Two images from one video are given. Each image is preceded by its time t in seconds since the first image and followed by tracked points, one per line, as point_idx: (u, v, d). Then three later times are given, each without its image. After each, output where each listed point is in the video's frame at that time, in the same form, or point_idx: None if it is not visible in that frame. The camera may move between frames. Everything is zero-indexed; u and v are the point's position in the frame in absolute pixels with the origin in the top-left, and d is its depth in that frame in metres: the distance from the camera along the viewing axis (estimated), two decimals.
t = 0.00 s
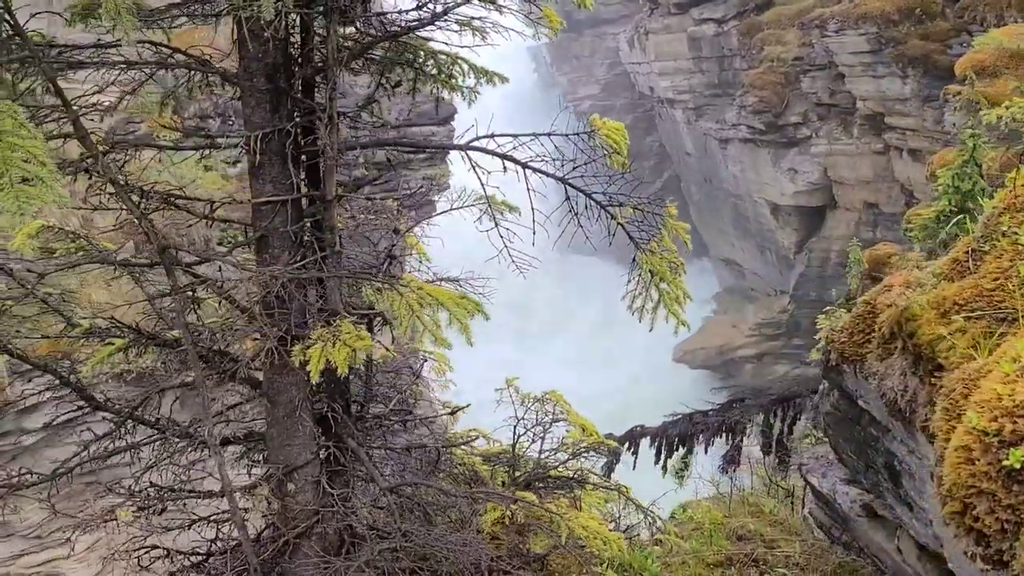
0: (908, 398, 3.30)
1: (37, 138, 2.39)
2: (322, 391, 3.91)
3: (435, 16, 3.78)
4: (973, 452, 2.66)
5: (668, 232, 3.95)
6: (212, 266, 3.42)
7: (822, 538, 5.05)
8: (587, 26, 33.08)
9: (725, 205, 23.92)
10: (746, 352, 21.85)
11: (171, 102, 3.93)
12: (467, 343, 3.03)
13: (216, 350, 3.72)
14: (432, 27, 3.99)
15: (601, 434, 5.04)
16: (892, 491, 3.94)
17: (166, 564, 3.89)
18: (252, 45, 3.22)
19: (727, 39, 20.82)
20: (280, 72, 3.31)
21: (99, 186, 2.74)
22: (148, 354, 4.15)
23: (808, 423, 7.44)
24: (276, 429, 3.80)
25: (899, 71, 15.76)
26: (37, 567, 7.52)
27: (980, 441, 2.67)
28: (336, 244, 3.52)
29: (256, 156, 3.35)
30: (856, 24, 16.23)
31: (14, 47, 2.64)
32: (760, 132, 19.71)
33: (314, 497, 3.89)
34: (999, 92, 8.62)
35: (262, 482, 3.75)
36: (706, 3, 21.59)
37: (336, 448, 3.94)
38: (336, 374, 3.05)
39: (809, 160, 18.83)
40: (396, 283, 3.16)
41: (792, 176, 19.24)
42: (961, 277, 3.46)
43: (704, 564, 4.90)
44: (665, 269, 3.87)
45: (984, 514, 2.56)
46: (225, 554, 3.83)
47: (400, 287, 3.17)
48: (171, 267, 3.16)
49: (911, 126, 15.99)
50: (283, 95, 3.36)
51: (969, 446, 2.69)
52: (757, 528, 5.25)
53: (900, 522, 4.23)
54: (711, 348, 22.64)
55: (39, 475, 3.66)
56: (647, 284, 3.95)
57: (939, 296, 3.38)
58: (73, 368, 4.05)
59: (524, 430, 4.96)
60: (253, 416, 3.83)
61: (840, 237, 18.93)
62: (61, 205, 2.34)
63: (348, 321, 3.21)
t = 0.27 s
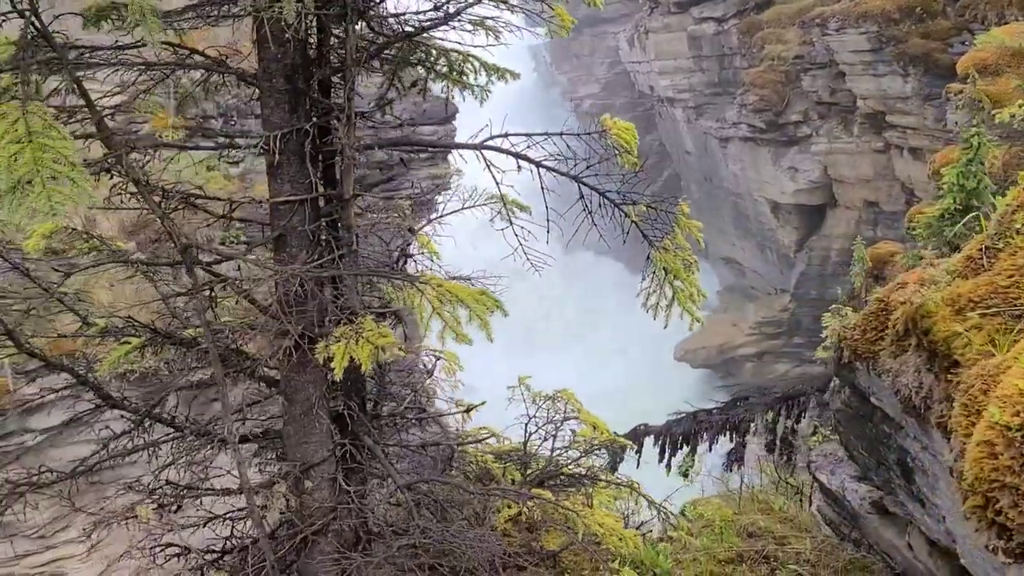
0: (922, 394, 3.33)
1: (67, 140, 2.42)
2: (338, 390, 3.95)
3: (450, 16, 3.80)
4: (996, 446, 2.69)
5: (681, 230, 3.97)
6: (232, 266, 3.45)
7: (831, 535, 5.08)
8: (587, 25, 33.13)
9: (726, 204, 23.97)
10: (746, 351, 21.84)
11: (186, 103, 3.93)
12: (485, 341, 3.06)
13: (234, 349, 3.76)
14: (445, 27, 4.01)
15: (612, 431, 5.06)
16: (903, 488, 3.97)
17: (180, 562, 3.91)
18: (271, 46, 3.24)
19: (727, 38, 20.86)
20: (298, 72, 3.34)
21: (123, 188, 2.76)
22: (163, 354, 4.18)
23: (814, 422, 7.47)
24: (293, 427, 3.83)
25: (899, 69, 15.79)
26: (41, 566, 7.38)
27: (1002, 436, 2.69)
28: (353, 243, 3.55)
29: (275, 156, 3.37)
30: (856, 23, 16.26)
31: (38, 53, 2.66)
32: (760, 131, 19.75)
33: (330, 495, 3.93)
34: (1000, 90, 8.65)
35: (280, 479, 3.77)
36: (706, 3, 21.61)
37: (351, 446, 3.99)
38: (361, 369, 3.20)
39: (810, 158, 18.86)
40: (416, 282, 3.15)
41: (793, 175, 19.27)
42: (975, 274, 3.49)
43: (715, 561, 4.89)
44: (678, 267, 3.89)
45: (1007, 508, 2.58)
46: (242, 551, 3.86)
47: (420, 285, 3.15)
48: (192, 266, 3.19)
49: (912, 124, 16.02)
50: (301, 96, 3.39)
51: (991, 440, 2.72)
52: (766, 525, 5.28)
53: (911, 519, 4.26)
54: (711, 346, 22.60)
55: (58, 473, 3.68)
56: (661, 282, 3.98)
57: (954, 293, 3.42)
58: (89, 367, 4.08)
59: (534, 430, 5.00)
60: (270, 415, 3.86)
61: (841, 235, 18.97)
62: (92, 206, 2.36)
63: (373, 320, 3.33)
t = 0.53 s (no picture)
0: (929, 391, 3.37)
1: (91, 144, 2.49)
2: (348, 390, 3.97)
3: (458, 19, 3.82)
4: (1008, 442, 2.72)
5: (687, 231, 4.00)
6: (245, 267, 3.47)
7: (836, 533, 5.12)
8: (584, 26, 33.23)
9: (723, 204, 24.04)
10: (744, 351, 21.68)
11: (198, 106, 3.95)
12: (498, 341, 3.08)
13: (245, 350, 3.78)
14: (453, 30, 4.02)
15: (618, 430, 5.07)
16: (908, 485, 4.00)
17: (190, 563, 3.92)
18: (284, 49, 3.27)
19: (724, 38, 20.94)
20: (310, 75, 3.36)
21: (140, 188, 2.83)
22: (173, 355, 4.20)
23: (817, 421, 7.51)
24: (304, 427, 3.85)
25: (896, 69, 15.85)
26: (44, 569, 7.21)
27: (1014, 432, 2.73)
28: (363, 244, 3.57)
29: (287, 158, 3.40)
30: (853, 23, 16.32)
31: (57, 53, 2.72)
32: (757, 131, 19.82)
33: (340, 495, 3.95)
34: (997, 89, 8.71)
35: (291, 479, 3.79)
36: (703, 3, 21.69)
37: (361, 446, 4.01)
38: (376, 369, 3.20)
39: (807, 158, 18.91)
40: (428, 282, 3.14)
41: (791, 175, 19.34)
42: (981, 273, 3.53)
43: (721, 559, 4.88)
44: (686, 267, 3.91)
45: (1018, 503, 2.61)
46: (254, 551, 3.88)
47: (431, 286, 3.14)
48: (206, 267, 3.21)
49: (909, 123, 16.08)
50: (313, 99, 3.41)
51: (1003, 436, 2.75)
52: (771, 523, 5.32)
53: (916, 516, 4.30)
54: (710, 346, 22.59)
55: (71, 474, 3.71)
56: (667, 284, 3.97)
57: (960, 291, 3.45)
58: (100, 368, 4.10)
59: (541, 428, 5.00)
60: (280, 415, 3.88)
61: (839, 235, 19.04)
62: (115, 206, 2.47)
63: (389, 320, 3.34)
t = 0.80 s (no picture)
0: (939, 390, 3.40)
1: (109, 148, 2.51)
2: (358, 392, 3.99)
3: (465, 21, 3.82)
4: None
5: (695, 231, 4.02)
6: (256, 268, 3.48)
7: (843, 531, 5.14)
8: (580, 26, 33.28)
9: (721, 203, 24.08)
10: (742, 350, 21.78)
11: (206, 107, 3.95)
12: (512, 341, 3.09)
13: (255, 352, 3.78)
14: (460, 32, 4.03)
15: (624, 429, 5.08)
16: (916, 483, 4.02)
17: (200, 566, 3.92)
18: (295, 51, 3.28)
19: (721, 37, 20.98)
20: (321, 78, 3.37)
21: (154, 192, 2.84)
22: (182, 358, 4.21)
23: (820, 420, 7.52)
24: (315, 429, 3.86)
25: (893, 68, 15.89)
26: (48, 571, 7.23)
27: None
28: (374, 246, 3.58)
29: (298, 161, 3.40)
30: (849, 22, 16.36)
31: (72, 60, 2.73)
32: (754, 130, 19.86)
33: (351, 496, 3.96)
34: (995, 87, 8.73)
35: (302, 480, 3.80)
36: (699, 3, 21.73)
37: (372, 447, 4.03)
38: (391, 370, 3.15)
39: (804, 157, 18.94)
40: (441, 284, 3.15)
41: (788, 174, 19.37)
42: (989, 271, 3.56)
43: (729, 558, 4.89)
44: (695, 267, 3.92)
45: None
46: (266, 551, 3.89)
47: (444, 287, 3.15)
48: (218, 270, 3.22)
49: (905, 122, 16.10)
50: (323, 101, 3.42)
51: (1019, 433, 2.78)
52: (777, 522, 5.34)
53: (923, 514, 4.33)
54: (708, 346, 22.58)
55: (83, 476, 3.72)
56: (676, 283, 3.99)
57: (970, 290, 3.47)
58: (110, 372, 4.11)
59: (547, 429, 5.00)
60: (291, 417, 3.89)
61: (836, 234, 19.02)
62: (134, 209, 2.50)
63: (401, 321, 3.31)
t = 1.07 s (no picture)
0: (956, 379, 3.43)
1: (127, 156, 2.50)
2: (373, 396, 4.00)
3: (470, 22, 3.81)
4: None
5: (706, 225, 4.06)
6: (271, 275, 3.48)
7: (855, 522, 5.15)
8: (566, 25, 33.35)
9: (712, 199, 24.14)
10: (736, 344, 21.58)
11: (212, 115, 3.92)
12: (532, 340, 3.11)
13: (270, 359, 3.77)
14: (464, 33, 4.02)
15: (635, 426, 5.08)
16: (930, 472, 4.04)
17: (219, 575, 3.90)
18: (303, 57, 3.28)
19: (708, 33, 21.03)
20: (330, 83, 3.37)
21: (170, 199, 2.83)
22: (193, 367, 4.21)
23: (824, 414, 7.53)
24: (331, 435, 3.86)
25: (880, 60, 15.97)
26: None
27: None
28: (387, 249, 3.59)
29: (310, 166, 3.40)
30: (836, 15, 16.45)
31: (85, 70, 2.72)
32: (744, 125, 19.92)
33: (369, 500, 3.96)
34: (984, 77, 8.63)
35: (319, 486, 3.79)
36: None
37: (388, 451, 4.03)
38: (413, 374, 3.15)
39: (794, 151, 19.00)
40: (458, 286, 3.17)
41: (778, 168, 19.45)
42: (1002, 259, 3.58)
43: (743, 552, 4.89)
44: (706, 263, 3.95)
45: None
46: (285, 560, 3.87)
47: (461, 288, 3.17)
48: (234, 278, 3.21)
49: (894, 113, 16.16)
50: (333, 106, 3.42)
51: None
52: (789, 514, 5.35)
53: (936, 502, 4.34)
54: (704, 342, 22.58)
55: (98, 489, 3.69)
56: (689, 277, 4.01)
57: (984, 279, 3.49)
58: (122, 382, 4.09)
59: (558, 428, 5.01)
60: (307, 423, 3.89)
61: (827, 226, 19.05)
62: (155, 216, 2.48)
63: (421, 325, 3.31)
